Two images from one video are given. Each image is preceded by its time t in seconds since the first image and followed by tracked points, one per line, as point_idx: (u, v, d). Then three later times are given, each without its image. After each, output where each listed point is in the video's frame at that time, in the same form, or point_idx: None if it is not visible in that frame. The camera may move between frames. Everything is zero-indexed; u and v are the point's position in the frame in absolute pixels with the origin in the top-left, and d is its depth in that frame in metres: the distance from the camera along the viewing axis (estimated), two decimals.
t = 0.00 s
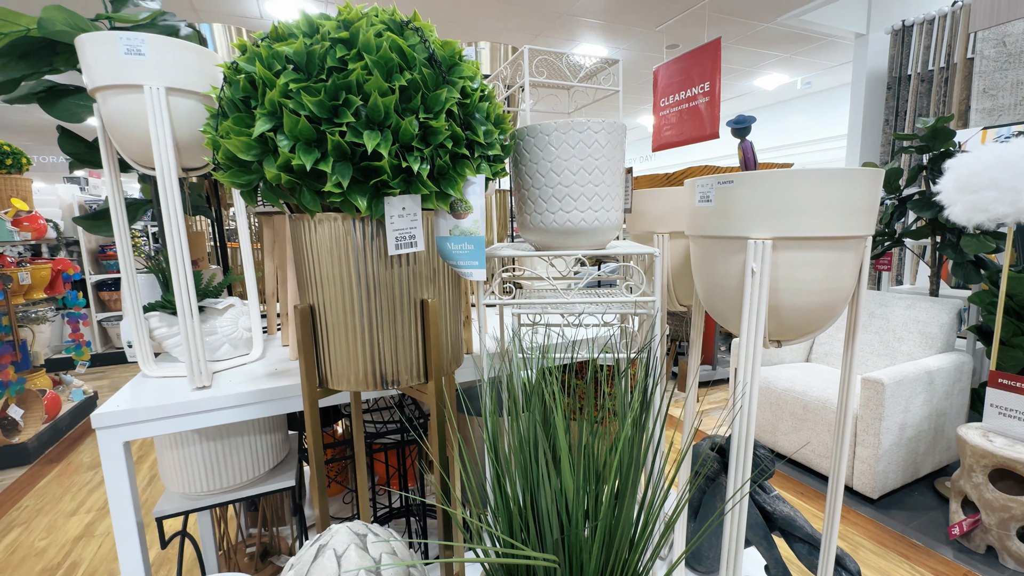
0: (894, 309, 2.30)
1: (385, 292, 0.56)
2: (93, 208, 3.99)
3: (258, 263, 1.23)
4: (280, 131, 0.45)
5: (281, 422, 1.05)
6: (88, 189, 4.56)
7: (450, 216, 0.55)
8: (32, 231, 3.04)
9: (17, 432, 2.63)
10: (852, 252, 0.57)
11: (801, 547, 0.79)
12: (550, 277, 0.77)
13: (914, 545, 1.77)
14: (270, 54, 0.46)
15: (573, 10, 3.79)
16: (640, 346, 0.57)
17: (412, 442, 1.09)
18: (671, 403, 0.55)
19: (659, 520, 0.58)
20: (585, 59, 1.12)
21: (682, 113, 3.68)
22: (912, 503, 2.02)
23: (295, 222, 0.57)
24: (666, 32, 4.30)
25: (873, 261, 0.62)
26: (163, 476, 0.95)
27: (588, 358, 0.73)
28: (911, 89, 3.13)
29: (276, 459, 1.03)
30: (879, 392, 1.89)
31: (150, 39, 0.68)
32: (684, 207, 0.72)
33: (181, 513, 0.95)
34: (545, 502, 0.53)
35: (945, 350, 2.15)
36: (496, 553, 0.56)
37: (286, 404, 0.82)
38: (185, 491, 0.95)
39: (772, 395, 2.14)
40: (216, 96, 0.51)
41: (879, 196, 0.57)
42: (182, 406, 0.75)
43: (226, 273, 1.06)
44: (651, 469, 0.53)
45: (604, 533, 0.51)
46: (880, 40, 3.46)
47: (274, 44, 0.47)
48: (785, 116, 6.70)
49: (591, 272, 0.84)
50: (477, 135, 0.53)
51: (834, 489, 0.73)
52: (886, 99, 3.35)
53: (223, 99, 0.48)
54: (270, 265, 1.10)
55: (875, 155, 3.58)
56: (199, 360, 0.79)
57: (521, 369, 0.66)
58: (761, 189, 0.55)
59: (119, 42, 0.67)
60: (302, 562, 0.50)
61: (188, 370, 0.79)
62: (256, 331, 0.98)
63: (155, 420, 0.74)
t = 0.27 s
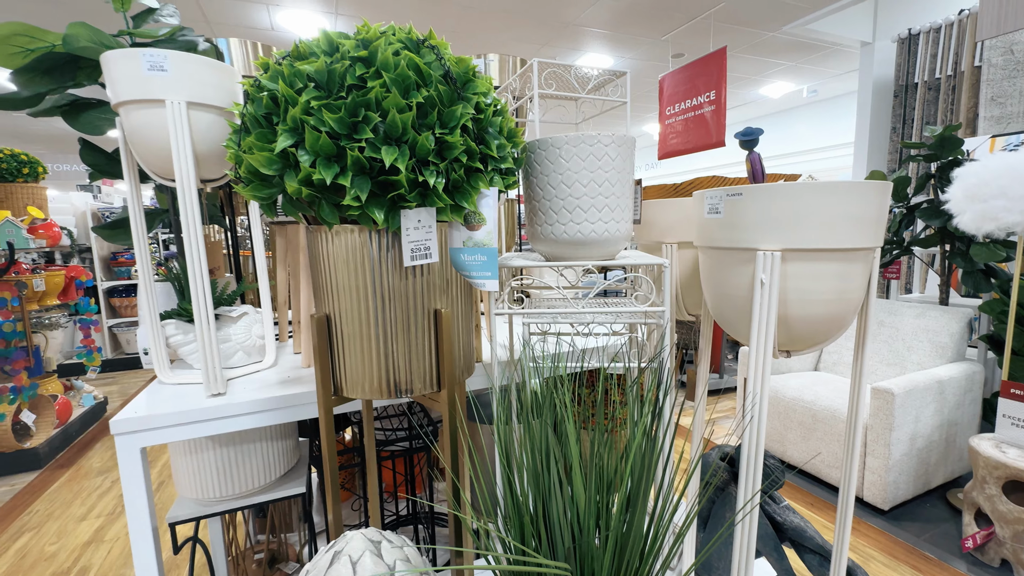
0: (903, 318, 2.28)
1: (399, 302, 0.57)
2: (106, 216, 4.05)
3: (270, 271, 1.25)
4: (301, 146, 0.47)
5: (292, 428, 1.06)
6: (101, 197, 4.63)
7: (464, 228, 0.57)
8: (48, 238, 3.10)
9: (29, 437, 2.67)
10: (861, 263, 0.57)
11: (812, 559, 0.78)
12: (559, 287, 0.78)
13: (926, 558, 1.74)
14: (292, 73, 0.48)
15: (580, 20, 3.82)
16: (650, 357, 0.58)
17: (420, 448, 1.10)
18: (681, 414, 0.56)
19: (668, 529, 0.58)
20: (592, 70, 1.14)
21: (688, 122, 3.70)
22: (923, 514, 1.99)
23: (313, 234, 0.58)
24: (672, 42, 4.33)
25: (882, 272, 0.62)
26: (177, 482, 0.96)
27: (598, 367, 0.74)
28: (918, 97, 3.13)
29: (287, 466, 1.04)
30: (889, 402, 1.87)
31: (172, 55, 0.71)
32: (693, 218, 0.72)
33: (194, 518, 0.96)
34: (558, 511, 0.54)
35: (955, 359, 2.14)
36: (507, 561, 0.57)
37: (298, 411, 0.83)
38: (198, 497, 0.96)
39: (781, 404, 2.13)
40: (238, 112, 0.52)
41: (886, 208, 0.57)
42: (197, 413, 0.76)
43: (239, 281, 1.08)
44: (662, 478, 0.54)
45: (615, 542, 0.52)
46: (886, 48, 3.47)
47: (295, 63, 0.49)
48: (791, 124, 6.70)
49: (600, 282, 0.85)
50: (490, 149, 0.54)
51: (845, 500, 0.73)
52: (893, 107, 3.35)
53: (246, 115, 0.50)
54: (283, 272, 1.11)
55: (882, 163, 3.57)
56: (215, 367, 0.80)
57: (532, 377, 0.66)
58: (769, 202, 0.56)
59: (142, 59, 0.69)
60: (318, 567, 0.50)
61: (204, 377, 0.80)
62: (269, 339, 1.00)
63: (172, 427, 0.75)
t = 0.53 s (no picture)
0: (913, 325, 2.26)
1: (412, 309, 0.58)
2: (119, 221, 4.11)
3: (281, 277, 1.27)
4: (318, 157, 0.48)
5: (303, 433, 1.07)
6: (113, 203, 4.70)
7: (476, 237, 0.58)
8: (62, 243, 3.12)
9: (41, 438, 2.72)
10: (871, 273, 0.58)
11: (822, 569, 0.78)
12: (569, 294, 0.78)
13: (938, 569, 1.72)
14: (310, 86, 0.49)
15: (587, 27, 3.85)
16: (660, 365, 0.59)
17: (429, 454, 1.10)
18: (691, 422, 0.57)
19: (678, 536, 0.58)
20: (601, 80, 1.15)
21: (694, 128, 3.71)
22: (935, 525, 1.97)
23: (328, 242, 0.59)
24: (678, 48, 4.34)
25: (892, 280, 0.63)
26: (189, 485, 0.97)
27: (607, 374, 0.74)
28: (927, 103, 3.11)
29: (297, 470, 1.05)
30: (899, 410, 1.86)
31: (191, 67, 0.72)
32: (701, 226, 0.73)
33: (206, 521, 0.97)
34: (569, 517, 0.54)
35: (967, 368, 2.12)
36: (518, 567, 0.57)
37: (310, 415, 0.84)
38: (210, 501, 0.97)
39: (789, 411, 2.12)
40: (257, 124, 0.54)
41: (896, 218, 0.58)
42: (211, 417, 0.78)
43: (251, 286, 1.10)
44: (672, 487, 0.54)
45: (626, 549, 0.52)
46: (894, 54, 3.47)
47: (314, 76, 0.50)
48: (799, 130, 6.69)
49: (609, 289, 0.86)
50: (502, 159, 0.55)
51: (855, 510, 0.72)
52: (902, 113, 3.34)
53: (266, 127, 0.52)
54: (294, 278, 1.13)
55: (891, 169, 3.55)
56: (229, 372, 0.81)
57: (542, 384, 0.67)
58: (779, 211, 0.56)
59: (162, 71, 0.71)
60: (331, 569, 0.51)
61: (218, 382, 0.82)
62: (281, 344, 1.01)
63: (186, 430, 0.76)
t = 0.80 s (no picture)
0: (922, 332, 2.24)
1: (422, 314, 0.59)
2: (129, 225, 4.16)
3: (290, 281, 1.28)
4: (333, 166, 0.49)
5: (311, 436, 1.08)
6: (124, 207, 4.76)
7: (486, 243, 0.58)
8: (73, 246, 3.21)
9: (51, 440, 2.74)
10: (879, 280, 0.58)
11: None
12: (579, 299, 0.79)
13: None
14: (326, 96, 0.50)
15: (593, 33, 3.87)
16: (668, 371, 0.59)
17: (435, 458, 1.10)
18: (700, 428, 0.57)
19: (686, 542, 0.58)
20: (607, 86, 1.16)
21: (701, 133, 3.71)
22: (946, 534, 1.95)
23: (340, 248, 0.60)
24: (684, 54, 4.35)
25: (900, 287, 0.63)
26: (200, 487, 0.98)
27: (614, 379, 0.75)
28: (935, 108, 3.10)
29: (305, 473, 1.06)
30: (908, 417, 1.84)
31: (207, 76, 0.74)
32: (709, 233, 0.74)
33: (215, 523, 0.98)
34: (578, 522, 0.55)
35: (977, 375, 2.09)
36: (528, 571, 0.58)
37: (320, 418, 0.85)
38: (220, 502, 0.98)
39: (797, 418, 2.11)
40: (273, 132, 0.55)
41: (904, 226, 0.58)
42: (222, 420, 0.79)
43: (261, 291, 1.11)
44: (680, 493, 0.54)
45: (635, 554, 0.52)
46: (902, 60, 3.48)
47: (328, 86, 0.52)
48: (805, 135, 6.66)
49: (617, 295, 0.86)
50: (512, 167, 0.56)
51: (864, 518, 0.72)
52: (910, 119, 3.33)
53: (282, 135, 0.53)
54: (304, 282, 1.14)
55: (899, 174, 3.53)
56: (240, 375, 0.83)
57: (551, 389, 0.67)
58: (786, 218, 0.57)
59: (180, 79, 0.73)
60: (342, 571, 0.52)
61: (230, 385, 0.83)
62: (291, 348, 1.02)
63: (199, 432, 0.77)
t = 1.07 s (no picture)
0: (932, 338, 2.22)
1: (431, 319, 0.59)
2: (139, 228, 4.20)
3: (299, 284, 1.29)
4: (345, 172, 0.50)
5: (318, 439, 1.08)
6: (134, 210, 4.81)
7: (495, 249, 0.59)
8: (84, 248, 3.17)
9: (61, 441, 2.77)
10: (887, 287, 0.58)
11: None
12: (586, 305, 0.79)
13: None
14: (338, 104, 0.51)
15: (599, 38, 3.88)
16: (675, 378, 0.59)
17: (441, 463, 1.10)
18: (709, 435, 0.57)
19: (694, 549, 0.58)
20: (614, 93, 1.16)
21: (707, 138, 3.70)
22: (957, 544, 1.92)
23: (350, 254, 0.61)
24: (691, 58, 4.35)
25: (909, 294, 0.63)
26: (209, 489, 0.99)
27: (621, 385, 0.75)
28: (944, 113, 3.08)
29: (312, 476, 1.06)
30: (918, 425, 1.82)
31: (221, 83, 0.75)
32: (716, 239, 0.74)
33: (224, 525, 0.99)
34: (585, 529, 0.55)
35: (988, 382, 2.07)
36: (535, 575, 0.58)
37: (329, 422, 0.85)
38: (228, 505, 0.99)
39: (804, 424, 2.09)
40: (286, 140, 0.56)
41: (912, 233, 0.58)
42: (232, 422, 0.79)
43: (270, 295, 1.12)
44: (688, 500, 0.54)
45: (642, 561, 0.52)
46: (910, 65, 3.51)
47: (341, 95, 0.53)
48: (812, 140, 6.64)
49: (624, 300, 0.86)
50: (521, 174, 0.56)
51: (873, 526, 0.72)
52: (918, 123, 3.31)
53: (294, 143, 0.54)
54: (313, 286, 1.15)
55: (907, 179, 3.51)
56: (250, 378, 0.83)
57: (559, 394, 0.68)
58: (794, 225, 0.57)
59: (193, 87, 0.74)
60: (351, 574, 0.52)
61: (240, 388, 0.84)
62: (299, 351, 1.03)
63: (209, 435, 0.78)
